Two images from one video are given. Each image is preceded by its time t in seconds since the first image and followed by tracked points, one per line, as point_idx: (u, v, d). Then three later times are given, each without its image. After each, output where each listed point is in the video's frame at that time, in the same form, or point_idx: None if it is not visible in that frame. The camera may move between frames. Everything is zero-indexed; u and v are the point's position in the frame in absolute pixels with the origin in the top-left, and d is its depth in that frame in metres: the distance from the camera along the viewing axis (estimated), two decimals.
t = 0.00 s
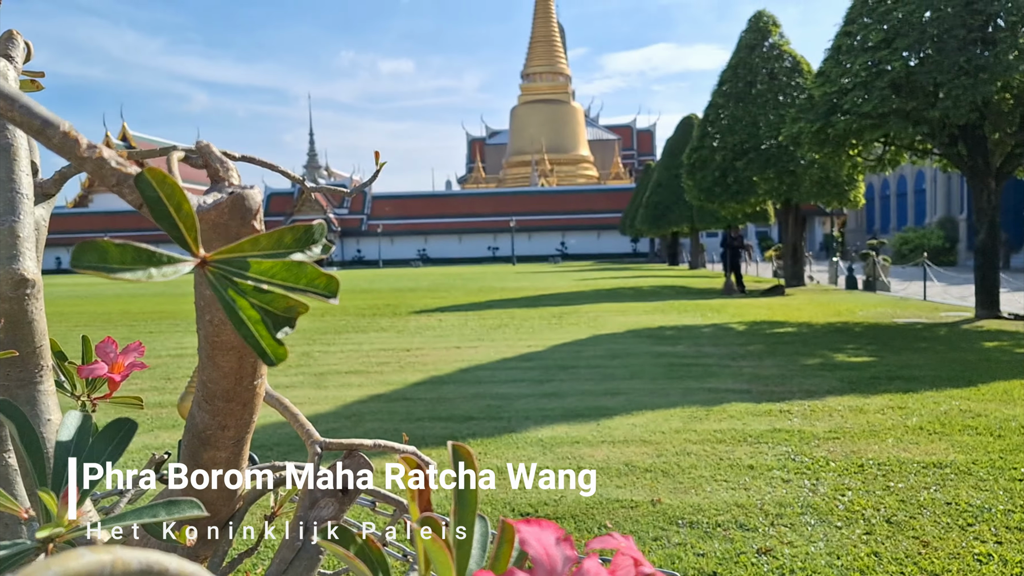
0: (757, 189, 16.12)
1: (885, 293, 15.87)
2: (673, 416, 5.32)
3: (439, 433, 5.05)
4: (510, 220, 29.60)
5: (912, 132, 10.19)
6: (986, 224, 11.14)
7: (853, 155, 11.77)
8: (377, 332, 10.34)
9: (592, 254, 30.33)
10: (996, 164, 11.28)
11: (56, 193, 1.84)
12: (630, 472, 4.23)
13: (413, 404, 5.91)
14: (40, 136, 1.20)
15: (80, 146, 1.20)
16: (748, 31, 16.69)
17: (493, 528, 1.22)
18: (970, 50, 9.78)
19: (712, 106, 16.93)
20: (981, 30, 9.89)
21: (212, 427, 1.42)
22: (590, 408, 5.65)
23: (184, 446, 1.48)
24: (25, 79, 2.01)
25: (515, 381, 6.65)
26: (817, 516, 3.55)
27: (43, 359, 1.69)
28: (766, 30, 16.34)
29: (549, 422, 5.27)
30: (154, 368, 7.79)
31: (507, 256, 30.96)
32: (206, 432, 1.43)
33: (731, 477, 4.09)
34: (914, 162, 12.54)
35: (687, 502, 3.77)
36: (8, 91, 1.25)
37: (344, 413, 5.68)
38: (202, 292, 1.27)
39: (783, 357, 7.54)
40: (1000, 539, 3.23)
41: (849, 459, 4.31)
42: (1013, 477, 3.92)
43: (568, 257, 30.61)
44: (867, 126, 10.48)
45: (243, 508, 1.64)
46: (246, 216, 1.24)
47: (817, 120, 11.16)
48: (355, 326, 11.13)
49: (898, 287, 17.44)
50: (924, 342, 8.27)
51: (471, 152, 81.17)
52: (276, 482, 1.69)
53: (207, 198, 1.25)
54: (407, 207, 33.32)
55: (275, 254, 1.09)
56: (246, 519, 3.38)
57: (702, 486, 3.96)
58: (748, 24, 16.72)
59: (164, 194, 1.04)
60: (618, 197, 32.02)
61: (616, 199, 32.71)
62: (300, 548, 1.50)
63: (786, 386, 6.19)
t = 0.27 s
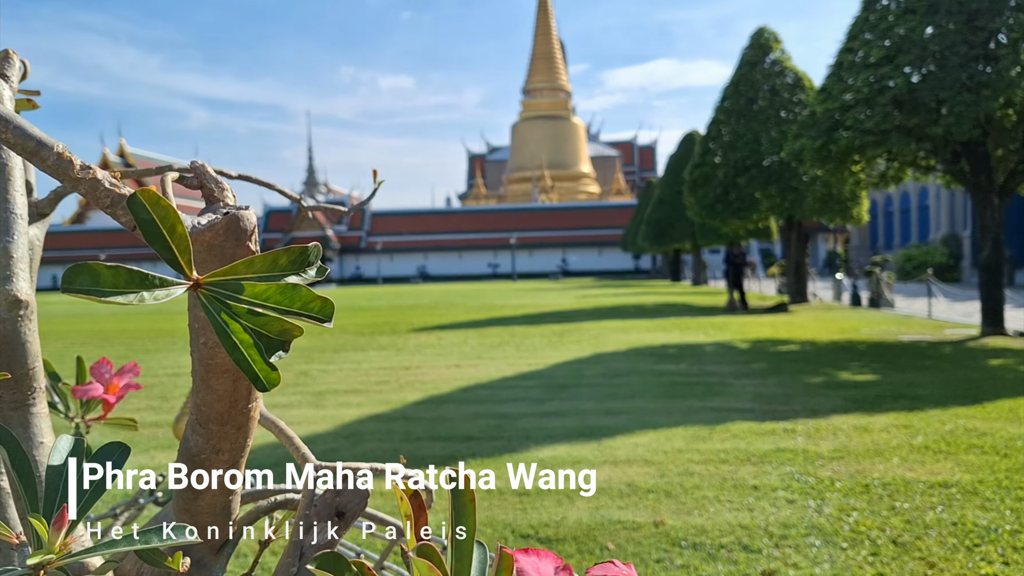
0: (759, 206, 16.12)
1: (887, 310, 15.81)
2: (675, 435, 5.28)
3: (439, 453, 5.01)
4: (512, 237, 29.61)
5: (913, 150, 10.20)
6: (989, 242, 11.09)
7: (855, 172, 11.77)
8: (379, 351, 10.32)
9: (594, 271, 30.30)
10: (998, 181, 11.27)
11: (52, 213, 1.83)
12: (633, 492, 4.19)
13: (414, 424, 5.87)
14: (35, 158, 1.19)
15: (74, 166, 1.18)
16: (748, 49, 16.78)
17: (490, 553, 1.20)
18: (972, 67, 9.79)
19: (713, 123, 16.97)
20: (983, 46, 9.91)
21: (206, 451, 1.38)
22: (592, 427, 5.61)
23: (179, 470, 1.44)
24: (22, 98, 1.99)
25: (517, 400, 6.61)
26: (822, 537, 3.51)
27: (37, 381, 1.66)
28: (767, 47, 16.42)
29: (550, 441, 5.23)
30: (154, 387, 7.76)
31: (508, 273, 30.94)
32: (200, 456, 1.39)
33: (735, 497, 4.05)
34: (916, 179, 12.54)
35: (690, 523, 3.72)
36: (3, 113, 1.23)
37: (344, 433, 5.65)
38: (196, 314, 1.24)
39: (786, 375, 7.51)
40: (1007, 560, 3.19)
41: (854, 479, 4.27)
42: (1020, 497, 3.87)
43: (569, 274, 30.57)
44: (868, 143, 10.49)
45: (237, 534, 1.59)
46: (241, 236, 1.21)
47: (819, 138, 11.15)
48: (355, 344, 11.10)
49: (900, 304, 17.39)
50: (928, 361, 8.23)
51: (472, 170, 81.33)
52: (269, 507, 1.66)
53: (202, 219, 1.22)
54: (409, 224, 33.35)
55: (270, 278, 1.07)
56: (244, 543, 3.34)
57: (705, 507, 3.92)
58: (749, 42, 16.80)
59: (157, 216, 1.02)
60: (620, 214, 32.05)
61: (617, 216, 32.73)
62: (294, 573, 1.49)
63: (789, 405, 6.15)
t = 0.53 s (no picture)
0: (758, 221, 16.16)
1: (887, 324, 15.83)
2: (675, 449, 5.29)
3: (439, 467, 5.02)
4: (512, 250, 29.64)
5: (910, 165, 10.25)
6: (986, 256, 11.12)
7: (852, 187, 11.83)
8: (379, 365, 10.33)
9: (593, 285, 30.32)
10: (995, 196, 11.33)
11: (57, 230, 1.85)
12: (633, 506, 4.19)
13: (414, 437, 5.88)
14: (41, 178, 1.18)
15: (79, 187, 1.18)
16: (745, 65, 16.90)
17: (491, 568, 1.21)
18: (968, 83, 9.86)
19: (711, 138, 17.04)
20: (978, 63, 9.97)
21: (209, 467, 1.41)
22: (592, 440, 5.61)
23: (181, 487, 1.46)
24: (28, 117, 2.03)
25: (517, 414, 6.63)
26: (822, 551, 3.52)
27: (40, 398, 1.68)
28: (764, 64, 16.52)
29: (551, 455, 5.23)
30: (155, 401, 7.77)
31: (508, 287, 30.95)
32: (203, 472, 1.42)
33: (734, 510, 4.06)
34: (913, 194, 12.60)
35: (690, 537, 3.73)
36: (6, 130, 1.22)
37: (345, 446, 5.66)
38: (200, 332, 1.26)
39: (786, 389, 7.52)
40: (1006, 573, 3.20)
41: (853, 493, 4.27)
42: (1018, 511, 3.88)
43: (569, 288, 30.60)
44: (865, 158, 10.55)
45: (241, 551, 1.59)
46: (244, 255, 1.24)
47: (816, 153, 11.27)
48: (355, 358, 11.10)
49: (900, 318, 17.41)
50: (927, 374, 8.24)
51: (472, 184, 81.50)
52: (272, 523, 1.67)
53: (205, 238, 1.25)
54: (409, 238, 33.41)
55: (273, 294, 1.09)
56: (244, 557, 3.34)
57: (705, 520, 3.93)
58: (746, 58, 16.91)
59: (162, 234, 1.05)
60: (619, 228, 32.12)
61: (616, 230, 32.81)
62: None
63: (788, 418, 6.16)
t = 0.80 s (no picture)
0: (758, 233, 16.15)
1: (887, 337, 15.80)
2: (677, 463, 5.27)
3: (440, 480, 5.00)
4: (512, 263, 29.63)
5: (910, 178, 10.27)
6: (987, 268, 11.09)
7: (852, 200, 11.84)
8: (380, 378, 10.30)
9: (594, 298, 30.28)
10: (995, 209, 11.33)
11: (57, 244, 1.84)
12: (635, 520, 4.17)
13: (415, 451, 5.86)
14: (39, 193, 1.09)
15: (83, 203, 1.13)
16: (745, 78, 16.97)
17: None
18: (967, 96, 9.86)
19: (711, 151, 17.06)
20: (979, 75, 9.97)
21: (210, 483, 1.39)
22: (594, 455, 5.58)
23: (181, 503, 1.44)
24: (30, 131, 2.02)
25: (518, 427, 6.60)
26: (825, 566, 3.50)
27: (41, 414, 1.67)
28: (764, 77, 16.57)
29: (552, 469, 5.21)
30: (156, 415, 7.75)
31: (508, 299, 30.92)
32: (204, 489, 1.40)
33: (737, 525, 4.04)
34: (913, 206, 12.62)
35: (693, 552, 3.71)
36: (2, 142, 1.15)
37: (346, 460, 5.64)
38: (202, 347, 1.25)
39: (787, 402, 7.50)
40: None
41: (856, 507, 4.25)
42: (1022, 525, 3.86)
43: (570, 301, 30.56)
44: (865, 171, 10.56)
45: (241, 567, 1.57)
46: (246, 270, 1.22)
47: (817, 165, 11.30)
48: (356, 371, 11.07)
49: (900, 331, 17.38)
50: (928, 387, 8.22)
51: (471, 196, 81.50)
52: (273, 540, 1.66)
53: (207, 252, 1.24)
54: (409, 251, 33.41)
55: (276, 310, 1.08)
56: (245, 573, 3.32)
57: (708, 535, 3.90)
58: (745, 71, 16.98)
59: (164, 250, 1.03)
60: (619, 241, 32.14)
61: (616, 242, 32.83)
62: None
63: (790, 431, 6.15)
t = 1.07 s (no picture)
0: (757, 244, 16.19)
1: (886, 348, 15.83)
2: (676, 473, 5.28)
3: (441, 491, 5.02)
4: (512, 274, 29.68)
5: (908, 190, 10.32)
6: (984, 280, 11.12)
7: (849, 212, 11.90)
8: (380, 388, 10.32)
9: (594, 309, 30.32)
10: (992, 221, 11.38)
11: (65, 257, 1.87)
12: (635, 530, 4.19)
13: (415, 461, 5.88)
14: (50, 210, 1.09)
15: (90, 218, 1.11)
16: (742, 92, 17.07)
17: None
18: (964, 109, 9.92)
19: (709, 164, 17.11)
20: (973, 89, 10.05)
21: (214, 494, 1.41)
22: (594, 465, 5.60)
23: (186, 514, 1.46)
24: (38, 145, 2.06)
25: (518, 438, 6.62)
26: None
27: (47, 425, 1.69)
28: (762, 90, 16.66)
29: (552, 479, 5.22)
30: (157, 425, 7.76)
31: (509, 310, 30.94)
32: (208, 500, 1.42)
33: (736, 535, 4.05)
34: (910, 219, 12.69)
35: (692, 561, 3.73)
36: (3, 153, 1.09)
37: (346, 470, 5.66)
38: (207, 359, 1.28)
39: (786, 412, 7.53)
40: None
41: (855, 517, 4.27)
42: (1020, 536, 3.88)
43: (570, 312, 30.59)
44: (862, 183, 10.62)
45: None
46: (252, 283, 1.25)
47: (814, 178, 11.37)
48: (357, 381, 11.09)
49: (899, 342, 17.40)
50: (927, 398, 8.24)
51: (472, 210, 81.88)
52: (275, 550, 1.68)
53: (214, 264, 1.26)
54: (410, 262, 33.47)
55: (280, 322, 1.10)
56: None
57: (707, 545, 3.92)
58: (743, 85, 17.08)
59: (172, 264, 1.07)
60: (619, 252, 32.21)
61: (616, 253, 32.89)
62: None
63: (788, 442, 6.17)
